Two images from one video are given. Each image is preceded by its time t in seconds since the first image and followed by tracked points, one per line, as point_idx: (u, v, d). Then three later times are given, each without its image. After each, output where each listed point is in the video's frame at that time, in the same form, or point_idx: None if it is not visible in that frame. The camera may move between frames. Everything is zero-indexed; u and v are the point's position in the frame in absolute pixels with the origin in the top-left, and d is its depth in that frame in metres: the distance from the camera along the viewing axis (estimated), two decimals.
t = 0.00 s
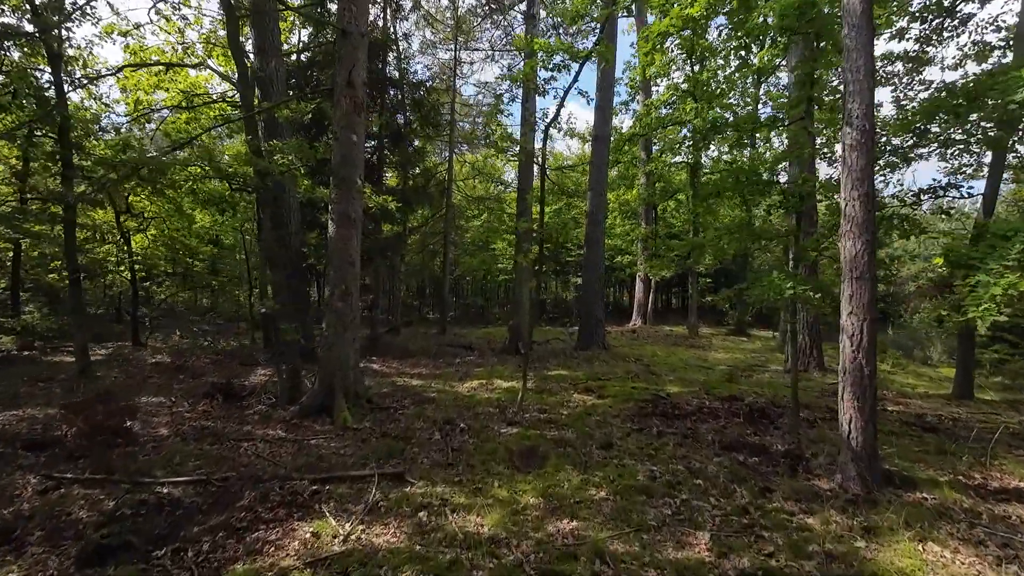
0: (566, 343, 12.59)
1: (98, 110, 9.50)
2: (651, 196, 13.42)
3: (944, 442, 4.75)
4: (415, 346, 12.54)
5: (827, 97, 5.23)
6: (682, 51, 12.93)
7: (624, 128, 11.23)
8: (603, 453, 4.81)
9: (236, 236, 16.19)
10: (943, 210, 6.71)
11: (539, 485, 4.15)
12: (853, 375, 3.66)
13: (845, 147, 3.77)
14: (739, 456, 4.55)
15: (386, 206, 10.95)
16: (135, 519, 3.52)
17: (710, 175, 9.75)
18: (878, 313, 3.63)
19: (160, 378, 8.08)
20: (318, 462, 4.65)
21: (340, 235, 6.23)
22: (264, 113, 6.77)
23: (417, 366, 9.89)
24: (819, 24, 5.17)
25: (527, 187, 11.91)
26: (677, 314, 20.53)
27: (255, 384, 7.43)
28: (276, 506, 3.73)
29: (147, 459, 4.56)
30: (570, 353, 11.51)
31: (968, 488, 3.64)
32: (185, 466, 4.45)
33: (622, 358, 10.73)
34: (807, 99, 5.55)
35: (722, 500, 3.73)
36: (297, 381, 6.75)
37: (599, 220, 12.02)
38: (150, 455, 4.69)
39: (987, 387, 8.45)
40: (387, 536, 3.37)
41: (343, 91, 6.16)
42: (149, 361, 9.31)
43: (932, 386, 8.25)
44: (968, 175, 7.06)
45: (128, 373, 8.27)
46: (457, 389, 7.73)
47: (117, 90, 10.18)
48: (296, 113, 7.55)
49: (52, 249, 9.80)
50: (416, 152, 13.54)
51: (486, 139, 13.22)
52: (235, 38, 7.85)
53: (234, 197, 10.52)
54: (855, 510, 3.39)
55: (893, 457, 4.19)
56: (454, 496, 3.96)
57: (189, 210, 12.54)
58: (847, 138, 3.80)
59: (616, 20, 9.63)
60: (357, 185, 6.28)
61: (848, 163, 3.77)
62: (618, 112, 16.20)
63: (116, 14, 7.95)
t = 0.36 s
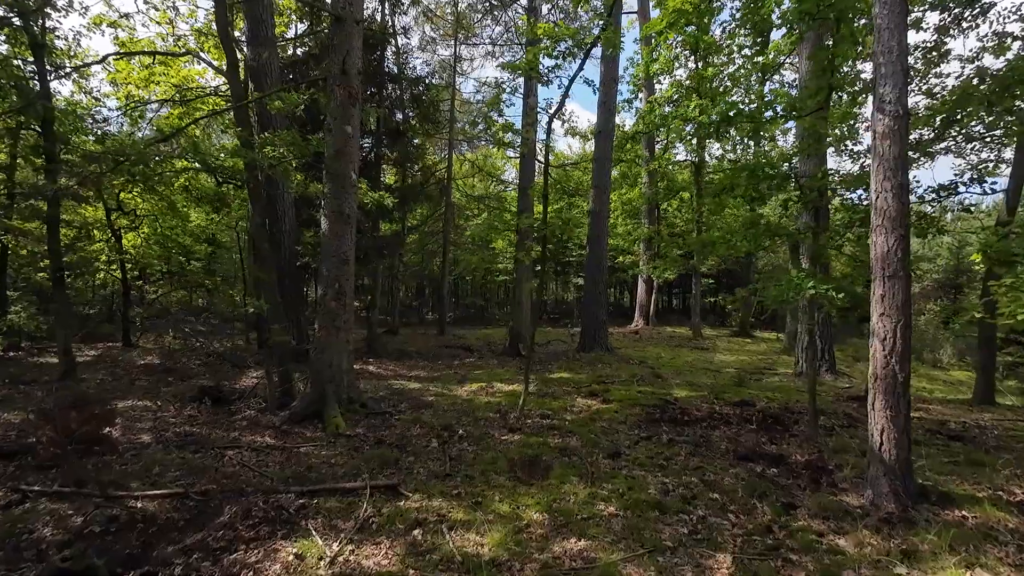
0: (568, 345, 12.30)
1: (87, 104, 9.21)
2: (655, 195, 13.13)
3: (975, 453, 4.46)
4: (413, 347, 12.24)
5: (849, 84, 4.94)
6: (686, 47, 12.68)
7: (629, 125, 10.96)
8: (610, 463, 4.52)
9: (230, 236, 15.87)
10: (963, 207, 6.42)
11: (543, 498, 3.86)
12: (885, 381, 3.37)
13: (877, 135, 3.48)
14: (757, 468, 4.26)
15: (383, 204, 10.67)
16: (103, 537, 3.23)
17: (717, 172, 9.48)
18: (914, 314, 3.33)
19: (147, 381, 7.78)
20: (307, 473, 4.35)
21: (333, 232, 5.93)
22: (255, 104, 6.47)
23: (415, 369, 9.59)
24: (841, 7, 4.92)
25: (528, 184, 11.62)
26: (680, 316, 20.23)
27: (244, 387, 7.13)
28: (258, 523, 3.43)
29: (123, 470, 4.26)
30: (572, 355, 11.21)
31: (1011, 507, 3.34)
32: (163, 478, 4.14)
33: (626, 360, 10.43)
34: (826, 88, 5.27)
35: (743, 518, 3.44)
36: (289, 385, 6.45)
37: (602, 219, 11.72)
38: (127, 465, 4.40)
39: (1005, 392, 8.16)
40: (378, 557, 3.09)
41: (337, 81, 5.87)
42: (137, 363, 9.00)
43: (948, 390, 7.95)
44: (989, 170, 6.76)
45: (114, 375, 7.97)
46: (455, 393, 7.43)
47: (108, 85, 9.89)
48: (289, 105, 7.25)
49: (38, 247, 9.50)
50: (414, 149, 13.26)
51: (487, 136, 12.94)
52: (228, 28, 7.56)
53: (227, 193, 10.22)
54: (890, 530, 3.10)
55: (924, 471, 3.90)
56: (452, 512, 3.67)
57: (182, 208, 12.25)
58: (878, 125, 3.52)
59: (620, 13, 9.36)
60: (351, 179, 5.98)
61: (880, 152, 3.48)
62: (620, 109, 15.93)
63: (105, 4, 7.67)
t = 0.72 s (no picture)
0: (569, 348, 12.09)
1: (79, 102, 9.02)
2: (658, 196, 12.93)
3: (998, 466, 4.26)
4: (412, 350, 12.03)
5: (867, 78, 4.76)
6: (690, 45, 12.48)
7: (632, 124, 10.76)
8: (615, 476, 4.31)
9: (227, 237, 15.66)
10: (979, 208, 6.22)
11: (546, 514, 3.66)
12: (909, 394, 3.18)
13: (901, 131, 3.29)
14: (770, 482, 4.06)
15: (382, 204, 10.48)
16: (78, 559, 3.03)
17: (722, 173, 9.28)
18: (941, 323, 3.14)
19: (137, 386, 7.57)
20: (298, 486, 4.15)
21: (328, 233, 5.73)
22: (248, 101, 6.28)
23: (413, 372, 9.40)
24: None
25: (529, 184, 11.43)
26: (681, 318, 20.04)
27: (237, 393, 6.93)
28: (244, 543, 3.23)
29: (104, 483, 4.05)
30: (573, 359, 11.00)
31: None
32: (146, 492, 3.94)
33: (628, 364, 10.23)
34: (842, 83, 5.09)
35: (758, 538, 3.24)
36: (282, 391, 6.25)
37: (604, 220, 11.50)
38: (109, 477, 4.20)
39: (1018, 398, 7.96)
40: None
41: (332, 76, 5.67)
42: (129, 367, 8.79)
43: (960, 396, 7.75)
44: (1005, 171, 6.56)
45: (104, 379, 7.77)
46: (454, 398, 7.23)
47: (102, 82, 9.70)
48: (284, 102, 7.05)
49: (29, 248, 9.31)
50: (414, 149, 13.06)
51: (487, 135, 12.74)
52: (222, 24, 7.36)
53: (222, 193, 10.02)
54: (918, 553, 2.90)
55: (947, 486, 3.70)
56: (449, 530, 3.47)
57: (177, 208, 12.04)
58: (902, 121, 3.32)
59: (622, 9, 9.17)
60: (347, 179, 5.78)
61: (904, 150, 3.28)
62: (622, 109, 15.72)
63: None
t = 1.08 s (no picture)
0: (570, 348, 11.83)
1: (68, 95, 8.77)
2: (660, 193, 12.69)
3: None
4: (409, 351, 11.78)
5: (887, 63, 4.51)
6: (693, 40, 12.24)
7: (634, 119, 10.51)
8: (621, 484, 4.06)
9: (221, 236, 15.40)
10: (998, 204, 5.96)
11: (548, 527, 3.41)
12: (943, 399, 2.94)
13: (933, 115, 3.05)
14: (787, 491, 3.81)
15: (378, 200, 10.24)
16: None
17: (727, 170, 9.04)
18: (977, 322, 2.89)
19: (124, 387, 7.32)
20: (284, 495, 3.90)
21: (319, 227, 5.47)
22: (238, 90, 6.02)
23: (410, 373, 9.14)
24: None
25: (528, 182, 11.18)
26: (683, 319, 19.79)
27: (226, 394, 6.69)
28: (222, 559, 2.99)
29: (78, 492, 3.81)
30: (574, 360, 10.74)
31: None
32: (122, 501, 3.69)
33: (631, 365, 9.99)
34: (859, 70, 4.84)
35: (779, 554, 2.99)
36: (272, 393, 6.00)
37: (606, 218, 11.25)
38: (84, 485, 3.96)
39: None
40: None
41: (325, 64, 5.43)
42: (117, 367, 8.54)
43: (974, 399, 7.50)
44: None
45: (90, 380, 7.52)
46: (452, 400, 6.98)
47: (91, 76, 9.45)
48: (275, 93, 6.78)
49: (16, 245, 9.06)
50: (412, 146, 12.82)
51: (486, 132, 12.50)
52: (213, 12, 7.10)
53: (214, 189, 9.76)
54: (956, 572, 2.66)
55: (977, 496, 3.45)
56: (444, 544, 3.22)
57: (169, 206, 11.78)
58: (933, 104, 3.07)
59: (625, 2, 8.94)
60: (339, 171, 5.53)
61: (937, 135, 3.04)
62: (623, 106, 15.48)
63: None
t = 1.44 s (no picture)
0: (572, 345, 11.53)
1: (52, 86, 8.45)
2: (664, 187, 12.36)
3: None
4: (407, 348, 11.50)
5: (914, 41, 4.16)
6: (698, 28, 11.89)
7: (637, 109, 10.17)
8: (628, 495, 3.79)
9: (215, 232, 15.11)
10: None
11: (550, 544, 3.13)
12: (986, 407, 2.66)
13: (976, 93, 2.75)
14: (807, 502, 3.54)
15: (373, 194, 9.94)
16: None
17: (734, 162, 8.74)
18: None
19: (109, 388, 7.06)
20: (268, 507, 3.63)
21: (307, 220, 5.17)
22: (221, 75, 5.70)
23: (408, 372, 8.87)
24: None
25: (528, 175, 10.85)
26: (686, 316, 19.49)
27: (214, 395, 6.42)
28: None
29: (46, 505, 3.55)
30: (576, 358, 10.46)
31: None
32: (92, 515, 3.44)
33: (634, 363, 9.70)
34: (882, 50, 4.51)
35: None
36: (260, 394, 5.73)
37: (608, 212, 10.92)
38: (53, 497, 3.70)
39: None
40: None
41: (312, 47, 5.12)
42: (104, 367, 8.27)
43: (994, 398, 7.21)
44: None
45: (75, 381, 7.25)
46: (450, 401, 6.69)
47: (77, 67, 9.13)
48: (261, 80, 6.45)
49: None
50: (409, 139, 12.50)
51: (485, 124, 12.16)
52: None
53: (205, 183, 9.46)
54: None
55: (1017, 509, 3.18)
56: (437, 564, 2.95)
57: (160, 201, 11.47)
58: (977, 80, 2.77)
59: None
60: (328, 161, 5.22)
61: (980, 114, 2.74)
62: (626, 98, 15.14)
63: None
